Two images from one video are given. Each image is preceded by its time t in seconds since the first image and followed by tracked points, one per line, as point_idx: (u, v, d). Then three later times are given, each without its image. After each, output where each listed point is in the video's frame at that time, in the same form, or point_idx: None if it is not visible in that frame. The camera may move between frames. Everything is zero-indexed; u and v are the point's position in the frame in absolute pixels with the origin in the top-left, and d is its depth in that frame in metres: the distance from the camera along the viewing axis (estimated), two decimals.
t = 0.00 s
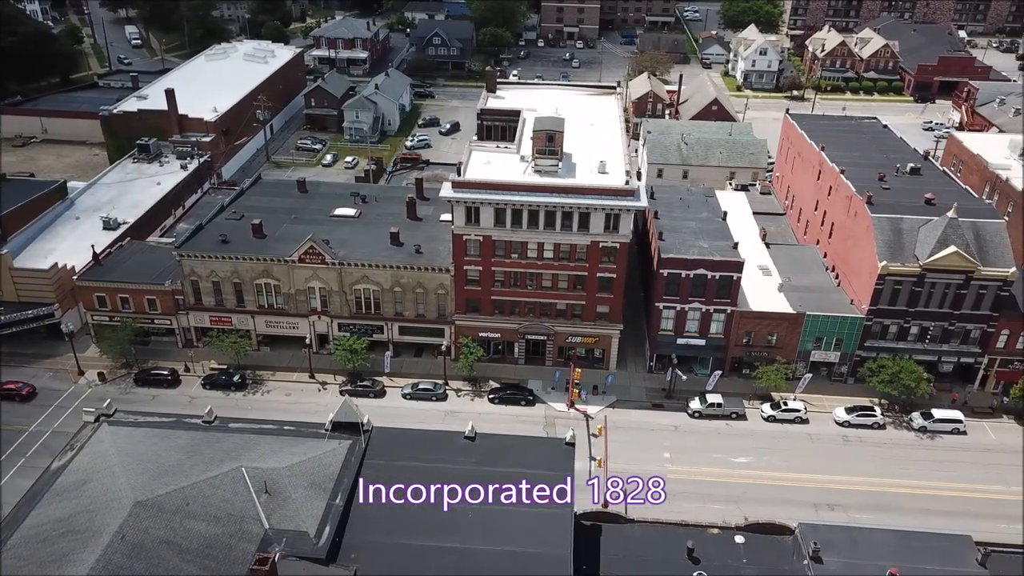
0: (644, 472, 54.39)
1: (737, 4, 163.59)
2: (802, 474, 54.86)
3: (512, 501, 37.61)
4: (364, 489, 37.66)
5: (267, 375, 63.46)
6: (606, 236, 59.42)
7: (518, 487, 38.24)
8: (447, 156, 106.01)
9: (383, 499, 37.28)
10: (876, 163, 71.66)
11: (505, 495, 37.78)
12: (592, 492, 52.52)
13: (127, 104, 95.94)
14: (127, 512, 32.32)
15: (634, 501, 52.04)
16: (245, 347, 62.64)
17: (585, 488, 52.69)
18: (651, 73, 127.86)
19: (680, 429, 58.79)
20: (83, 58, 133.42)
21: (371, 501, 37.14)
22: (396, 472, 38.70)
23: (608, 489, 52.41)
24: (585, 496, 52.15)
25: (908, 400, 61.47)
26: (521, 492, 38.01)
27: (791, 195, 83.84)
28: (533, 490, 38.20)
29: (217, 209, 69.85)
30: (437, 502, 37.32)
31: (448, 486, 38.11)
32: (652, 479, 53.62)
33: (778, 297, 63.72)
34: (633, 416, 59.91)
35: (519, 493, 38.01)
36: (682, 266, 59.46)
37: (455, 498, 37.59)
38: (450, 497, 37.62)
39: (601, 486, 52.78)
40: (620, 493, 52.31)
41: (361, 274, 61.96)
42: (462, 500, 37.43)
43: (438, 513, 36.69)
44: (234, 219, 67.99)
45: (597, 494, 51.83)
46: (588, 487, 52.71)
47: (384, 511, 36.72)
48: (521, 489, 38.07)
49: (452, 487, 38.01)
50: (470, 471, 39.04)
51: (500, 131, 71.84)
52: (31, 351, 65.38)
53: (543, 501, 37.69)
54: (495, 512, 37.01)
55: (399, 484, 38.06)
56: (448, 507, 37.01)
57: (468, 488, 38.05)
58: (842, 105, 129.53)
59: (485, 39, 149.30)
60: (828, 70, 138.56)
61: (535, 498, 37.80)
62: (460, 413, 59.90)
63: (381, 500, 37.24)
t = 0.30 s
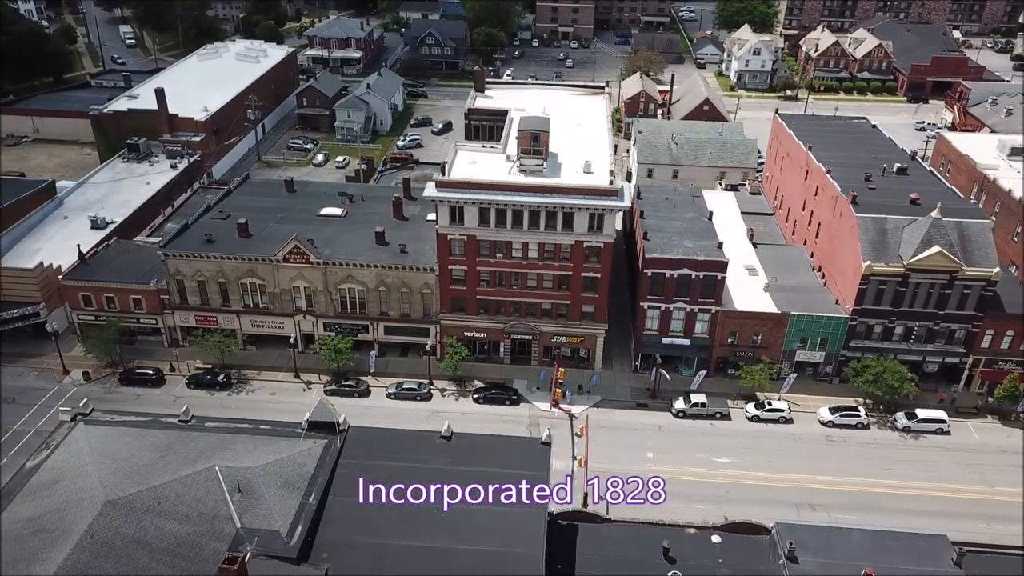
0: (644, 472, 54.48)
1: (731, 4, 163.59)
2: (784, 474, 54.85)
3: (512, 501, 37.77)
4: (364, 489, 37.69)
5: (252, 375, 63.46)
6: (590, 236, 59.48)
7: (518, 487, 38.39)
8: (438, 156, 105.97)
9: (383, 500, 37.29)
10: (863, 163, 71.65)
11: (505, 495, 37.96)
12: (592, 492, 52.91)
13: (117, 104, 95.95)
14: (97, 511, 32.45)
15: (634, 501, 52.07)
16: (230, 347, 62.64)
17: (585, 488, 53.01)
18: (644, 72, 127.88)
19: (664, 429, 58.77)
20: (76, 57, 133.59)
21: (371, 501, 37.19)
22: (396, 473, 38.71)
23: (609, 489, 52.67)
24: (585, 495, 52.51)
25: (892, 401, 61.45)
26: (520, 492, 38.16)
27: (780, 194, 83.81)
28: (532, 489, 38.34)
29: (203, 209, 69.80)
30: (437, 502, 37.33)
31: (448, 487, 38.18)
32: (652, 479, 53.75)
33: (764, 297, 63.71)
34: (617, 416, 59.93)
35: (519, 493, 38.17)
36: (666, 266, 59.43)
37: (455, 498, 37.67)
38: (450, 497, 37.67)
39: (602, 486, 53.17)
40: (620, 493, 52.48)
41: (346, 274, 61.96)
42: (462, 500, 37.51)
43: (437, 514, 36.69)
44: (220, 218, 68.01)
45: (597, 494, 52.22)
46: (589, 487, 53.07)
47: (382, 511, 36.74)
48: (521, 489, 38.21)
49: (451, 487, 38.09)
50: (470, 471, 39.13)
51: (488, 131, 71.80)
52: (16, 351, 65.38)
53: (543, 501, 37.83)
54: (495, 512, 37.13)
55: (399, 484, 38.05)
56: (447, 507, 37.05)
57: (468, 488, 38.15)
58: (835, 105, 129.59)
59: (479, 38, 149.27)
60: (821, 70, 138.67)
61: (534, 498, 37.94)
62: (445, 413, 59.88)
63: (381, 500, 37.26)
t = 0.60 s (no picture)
0: (644, 472, 54.42)
1: (726, 4, 163.52)
2: (768, 474, 54.84)
3: (512, 501, 37.81)
4: (364, 489, 37.67)
5: (238, 374, 63.45)
6: (575, 236, 59.51)
7: (517, 487, 38.40)
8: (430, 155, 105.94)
9: (383, 500, 37.27)
10: (851, 163, 71.67)
11: (505, 495, 38.00)
12: (592, 493, 52.84)
13: (108, 103, 95.90)
14: (68, 510, 32.50)
15: (634, 501, 51.86)
16: (216, 346, 62.67)
17: (585, 490, 53.00)
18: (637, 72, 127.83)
19: (648, 429, 58.76)
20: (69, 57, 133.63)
21: (371, 501, 37.17)
22: (397, 473, 38.68)
23: (609, 489, 52.37)
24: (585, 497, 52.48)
25: (877, 401, 61.44)
26: (521, 492, 38.16)
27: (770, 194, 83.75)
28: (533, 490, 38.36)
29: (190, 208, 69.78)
30: (437, 502, 37.34)
31: (448, 486, 38.21)
32: (652, 479, 53.49)
33: (749, 297, 63.71)
34: (601, 416, 59.92)
35: (519, 493, 38.18)
36: (651, 266, 59.43)
37: (455, 498, 37.71)
38: (450, 497, 37.70)
39: (602, 486, 53.04)
40: (620, 493, 52.15)
41: (331, 273, 61.98)
42: (462, 500, 37.57)
43: (437, 514, 36.70)
44: (207, 218, 68.02)
45: (596, 495, 52.17)
46: (588, 488, 53.02)
47: (382, 511, 36.71)
48: (522, 489, 38.20)
49: (452, 487, 38.13)
50: (461, 471, 39.16)
51: (475, 130, 71.80)
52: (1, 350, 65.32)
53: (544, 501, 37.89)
54: (495, 512, 37.21)
55: (399, 484, 38.03)
56: (448, 507, 37.05)
57: (468, 488, 38.23)
58: (828, 105, 129.63)
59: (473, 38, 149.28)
60: (815, 70, 138.70)
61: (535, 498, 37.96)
62: (430, 412, 59.87)
63: (381, 500, 37.24)
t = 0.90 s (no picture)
0: (644, 472, 54.34)
1: (722, 4, 163.45)
2: (752, 474, 54.85)
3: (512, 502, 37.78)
4: (364, 489, 37.69)
5: (224, 374, 63.46)
6: (560, 235, 59.53)
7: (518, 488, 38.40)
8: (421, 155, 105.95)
9: (383, 500, 37.29)
10: (838, 163, 71.71)
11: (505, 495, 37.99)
12: (592, 492, 52.70)
13: (100, 103, 95.98)
14: (41, 509, 32.62)
15: (635, 501, 51.69)
16: (202, 345, 62.69)
17: (585, 488, 52.89)
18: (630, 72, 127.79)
19: (633, 428, 58.78)
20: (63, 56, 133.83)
21: (370, 501, 37.19)
22: (396, 473, 38.78)
23: (609, 488, 52.23)
24: (585, 496, 52.36)
25: (863, 400, 61.45)
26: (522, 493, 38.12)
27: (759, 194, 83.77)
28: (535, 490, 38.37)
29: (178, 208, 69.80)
30: (437, 502, 37.38)
31: (448, 486, 38.26)
32: (652, 479, 53.34)
33: (736, 296, 63.71)
34: (586, 415, 59.94)
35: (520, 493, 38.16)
36: (636, 266, 59.47)
37: (455, 498, 37.80)
38: (450, 497, 37.77)
39: (602, 486, 52.94)
40: (621, 493, 51.99)
41: (317, 273, 62.01)
42: (462, 501, 37.64)
43: (437, 513, 36.76)
44: (194, 217, 68.05)
45: (597, 494, 51.90)
46: (589, 488, 52.94)
47: (382, 511, 36.73)
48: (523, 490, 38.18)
49: (451, 487, 38.20)
50: (440, 471, 39.18)
51: (463, 130, 71.84)
52: None
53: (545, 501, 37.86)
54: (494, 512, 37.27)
55: (399, 484, 38.08)
56: (447, 507, 37.08)
57: (468, 488, 38.29)
58: (821, 105, 129.75)
59: (468, 38, 149.36)
60: (809, 70, 138.66)
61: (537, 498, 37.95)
62: (415, 412, 59.89)
63: (381, 500, 37.26)
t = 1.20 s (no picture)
0: (645, 472, 54.48)
1: (717, 4, 163.38)
2: (737, 473, 54.89)
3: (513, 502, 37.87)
4: (364, 489, 37.82)
5: (211, 373, 63.50)
6: (546, 235, 59.61)
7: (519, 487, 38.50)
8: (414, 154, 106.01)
9: (383, 500, 37.41)
10: (827, 163, 71.78)
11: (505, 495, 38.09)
12: (592, 493, 52.81)
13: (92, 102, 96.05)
14: (16, 507, 32.63)
15: (634, 502, 51.98)
16: (189, 345, 62.74)
17: (585, 489, 52.98)
18: (624, 72, 127.80)
19: (619, 427, 58.85)
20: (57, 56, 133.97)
21: (371, 501, 37.31)
22: (396, 473, 38.89)
23: (609, 489, 52.57)
24: (585, 496, 52.49)
25: (849, 400, 61.46)
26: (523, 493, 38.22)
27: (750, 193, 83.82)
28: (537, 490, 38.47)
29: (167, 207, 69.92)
30: (437, 502, 37.54)
31: (448, 486, 38.41)
32: (652, 479, 53.65)
33: (722, 295, 63.73)
34: (572, 414, 60.00)
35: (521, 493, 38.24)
36: (622, 265, 59.56)
37: (455, 498, 37.92)
38: (450, 497, 37.90)
39: (602, 486, 53.11)
40: (621, 493, 52.32)
41: (303, 272, 62.06)
42: (462, 500, 37.75)
43: (437, 513, 36.90)
44: (182, 216, 68.13)
45: (597, 494, 52.10)
46: (589, 488, 53.04)
47: (382, 511, 36.85)
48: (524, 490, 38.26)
49: (451, 487, 38.34)
50: (419, 470, 39.23)
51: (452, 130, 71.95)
52: None
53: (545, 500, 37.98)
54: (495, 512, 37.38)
55: (399, 484, 38.21)
56: (447, 506, 37.21)
57: (468, 488, 38.42)
58: (815, 104, 129.86)
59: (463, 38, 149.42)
60: (803, 70, 138.67)
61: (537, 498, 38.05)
62: (401, 411, 59.92)
63: (381, 500, 37.37)
